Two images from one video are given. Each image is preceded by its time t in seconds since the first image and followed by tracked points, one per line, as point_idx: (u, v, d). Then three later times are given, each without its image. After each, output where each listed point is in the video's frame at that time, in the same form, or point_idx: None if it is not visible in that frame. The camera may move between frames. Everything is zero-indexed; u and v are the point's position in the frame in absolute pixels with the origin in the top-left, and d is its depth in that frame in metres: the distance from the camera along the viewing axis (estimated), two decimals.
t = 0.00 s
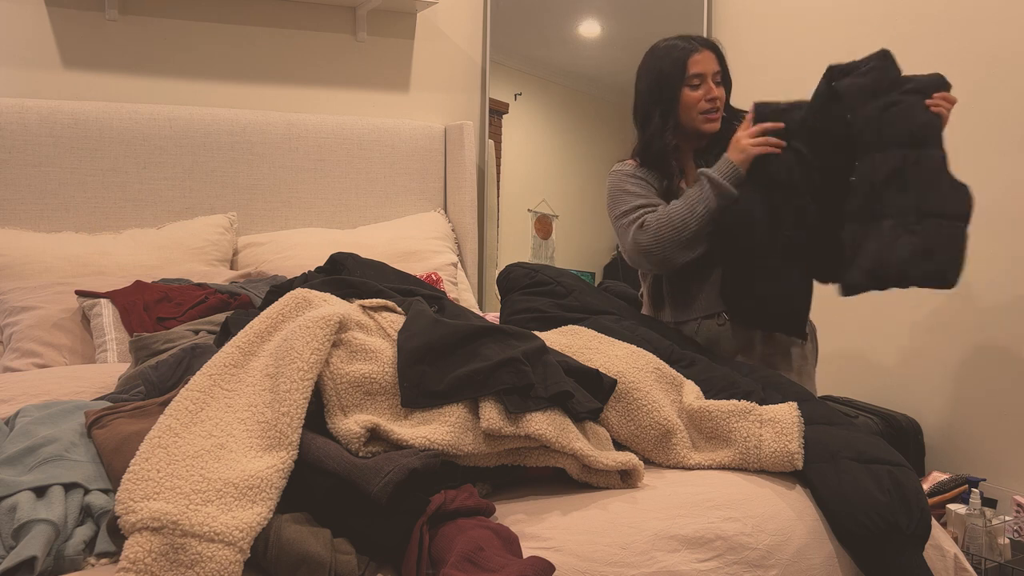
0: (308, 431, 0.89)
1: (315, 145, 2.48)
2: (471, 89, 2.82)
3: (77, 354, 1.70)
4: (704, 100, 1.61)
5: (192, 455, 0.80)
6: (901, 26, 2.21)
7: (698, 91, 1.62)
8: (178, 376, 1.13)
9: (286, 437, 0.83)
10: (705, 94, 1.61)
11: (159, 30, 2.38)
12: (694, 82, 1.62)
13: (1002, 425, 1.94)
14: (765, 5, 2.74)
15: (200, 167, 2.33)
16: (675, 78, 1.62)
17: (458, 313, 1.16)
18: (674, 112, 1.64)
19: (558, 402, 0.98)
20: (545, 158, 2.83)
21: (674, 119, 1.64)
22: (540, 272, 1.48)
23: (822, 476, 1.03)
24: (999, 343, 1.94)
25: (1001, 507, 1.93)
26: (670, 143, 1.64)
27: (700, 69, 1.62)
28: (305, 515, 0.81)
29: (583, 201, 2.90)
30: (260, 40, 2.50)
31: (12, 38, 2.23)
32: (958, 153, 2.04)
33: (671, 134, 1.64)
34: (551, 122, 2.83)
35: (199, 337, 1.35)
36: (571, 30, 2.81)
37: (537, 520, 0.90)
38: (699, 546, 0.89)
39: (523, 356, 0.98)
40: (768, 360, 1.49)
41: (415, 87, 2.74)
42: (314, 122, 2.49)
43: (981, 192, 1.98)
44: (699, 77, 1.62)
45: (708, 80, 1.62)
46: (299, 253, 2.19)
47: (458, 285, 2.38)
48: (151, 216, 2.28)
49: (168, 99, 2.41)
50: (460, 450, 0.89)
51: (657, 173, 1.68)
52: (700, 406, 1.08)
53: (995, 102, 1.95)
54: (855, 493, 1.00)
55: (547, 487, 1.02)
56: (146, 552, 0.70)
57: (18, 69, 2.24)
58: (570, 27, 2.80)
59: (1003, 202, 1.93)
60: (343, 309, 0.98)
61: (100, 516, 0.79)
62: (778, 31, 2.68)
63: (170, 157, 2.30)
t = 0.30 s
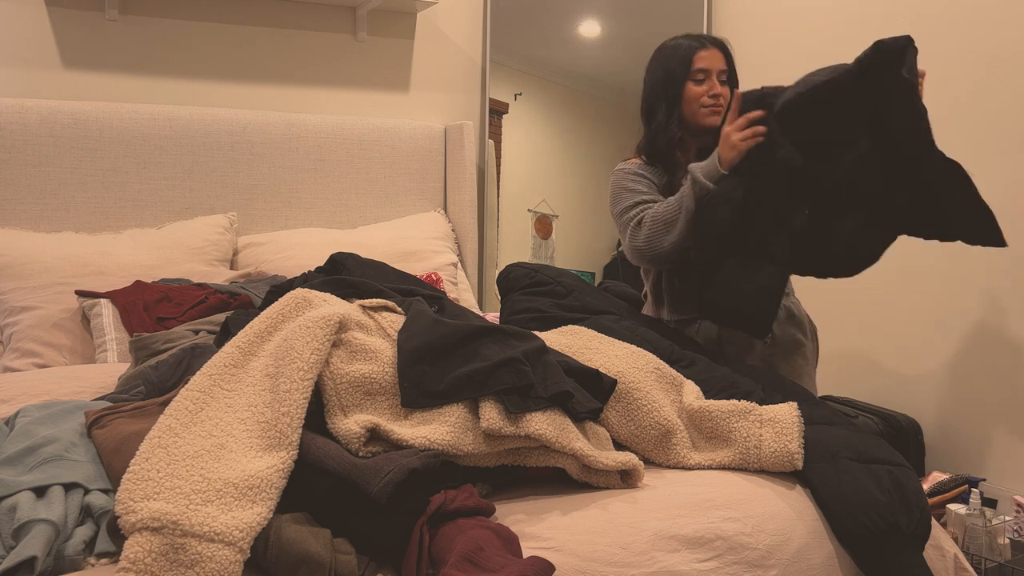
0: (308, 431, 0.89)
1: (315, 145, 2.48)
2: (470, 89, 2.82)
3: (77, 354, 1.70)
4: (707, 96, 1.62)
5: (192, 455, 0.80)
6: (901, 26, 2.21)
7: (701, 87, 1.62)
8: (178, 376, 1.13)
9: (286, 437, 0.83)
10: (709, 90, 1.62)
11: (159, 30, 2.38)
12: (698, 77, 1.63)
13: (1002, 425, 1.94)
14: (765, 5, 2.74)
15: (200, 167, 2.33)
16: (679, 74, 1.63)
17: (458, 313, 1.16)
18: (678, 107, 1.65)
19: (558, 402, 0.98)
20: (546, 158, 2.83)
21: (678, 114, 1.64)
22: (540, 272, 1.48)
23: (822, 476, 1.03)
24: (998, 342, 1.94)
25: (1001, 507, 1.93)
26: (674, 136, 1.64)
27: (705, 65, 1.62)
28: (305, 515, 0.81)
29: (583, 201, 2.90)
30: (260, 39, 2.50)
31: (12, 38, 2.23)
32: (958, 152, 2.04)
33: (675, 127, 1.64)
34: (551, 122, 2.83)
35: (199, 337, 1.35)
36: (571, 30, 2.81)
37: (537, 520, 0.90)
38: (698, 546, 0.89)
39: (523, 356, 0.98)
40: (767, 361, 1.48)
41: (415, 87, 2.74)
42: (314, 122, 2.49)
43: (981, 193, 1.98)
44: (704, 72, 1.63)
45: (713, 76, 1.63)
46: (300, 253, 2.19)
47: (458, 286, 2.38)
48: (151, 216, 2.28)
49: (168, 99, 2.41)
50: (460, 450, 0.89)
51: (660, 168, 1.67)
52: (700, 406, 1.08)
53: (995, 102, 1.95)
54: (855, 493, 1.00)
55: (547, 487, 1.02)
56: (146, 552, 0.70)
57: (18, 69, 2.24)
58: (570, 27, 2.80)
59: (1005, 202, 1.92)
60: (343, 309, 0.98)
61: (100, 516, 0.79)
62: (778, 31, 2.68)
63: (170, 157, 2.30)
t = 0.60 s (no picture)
0: (308, 431, 0.89)
1: (315, 145, 2.48)
2: (470, 89, 2.82)
3: (77, 354, 1.70)
4: (699, 94, 1.63)
5: (192, 455, 0.80)
6: (901, 26, 2.21)
7: (694, 86, 1.64)
8: (178, 376, 1.13)
9: (286, 437, 0.83)
10: (701, 89, 1.63)
11: (159, 30, 2.38)
12: (690, 77, 1.65)
13: (1002, 424, 1.93)
14: (765, 5, 2.73)
15: (200, 167, 2.33)
16: (671, 75, 1.66)
17: (458, 313, 1.16)
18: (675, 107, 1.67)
19: (558, 402, 0.98)
20: (546, 158, 2.83)
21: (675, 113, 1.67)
22: (540, 272, 1.48)
23: (822, 476, 1.03)
24: (998, 342, 1.94)
25: (1001, 507, 1.93)
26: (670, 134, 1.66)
27: (697, 65, 1.64)
28: (305, 515, 0.81)
29: (582, 201, 2.90)
30: (260, 39, 2.50)
31: (12, 38, 2.23)
32: (958, 152, 2.04)
33: (671, 127, 1.66)
34: (551, 122, 2.83)
35: (199, 337, 1.35)
36: (571, 30, 2.81)
37: (537, 520, 0.90)
38: (698, 545, 0.90)
39: (523, 356, 0.98)
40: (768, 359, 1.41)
41: (415, 87, 2.74)
42: (314, 122, 2.49)
43: (981, 192, 1.98)
44: (698, 72, 1.64)
45: (707, 75, 1.64)
46: (299, 253, 2.19)
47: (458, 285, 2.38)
48: (151, 216, 2.28)
49: (168, 99, 2.41)
50: (460, 450, 0.89)
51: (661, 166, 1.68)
52: (700, 406, 1.08)
53: (995, 102, 1.95)
54: (855, 493, 1.00)
55: (547, 487, 1.02)
56: (146, 552, 0.70)
57: (18, 69, 2.24)
58: (570, 27, 2.80)
59: (1004, 202, 1.92)
60: (343, 309, 0.98)
61: (100, 516, 0.79)
62: (778, 31, 2.68)
63: (170, 157, 2.30)
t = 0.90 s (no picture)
0: (308, 431, 0.89)
1: (315, 145, 2.48)
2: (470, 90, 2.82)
3: (77, 354, 1.70)
4: (675, 101, 1.61)
5: (192, 455, 0.80)
6: (901, 26, 2.21)
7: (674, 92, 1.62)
8: (178, 376, 1.13)
9: (286, 437, 0.83)
10: (677, 95, 1.60)
11: (159, 30, 2.38)
12: (669, 83, 1.63)
13: (1002, 424, 1.93)
14: (765, 5, 2.74)
15: (200, 167, 2.33)
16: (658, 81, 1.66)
17: (458, 313, 1.16)
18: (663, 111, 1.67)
19: (558, 402, 0.98)
20: (546, 158, 2.83)
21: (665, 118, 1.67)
22: (540, 272, 1.48)
23: (822, 476, 1.03)
24: (998, 342, 1.94)
25: (1001, 507, 1.93)
26: (653, 139, 1.67)
27: (674, 70, 1.62)
28: (305, 515, 0.81)
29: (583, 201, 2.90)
30: (260, 40, 2.50)
31: (12, 38, 2.23)
32: (959, 152, 2.04)
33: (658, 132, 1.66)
34: (551, 122, 2.83)
35: (199, 337, 1.35)
36: (571, 30, 2.81)
37: (538, 520, 0.90)
38: (698, 546, 0.90)
39: (524, 356, 0.98)
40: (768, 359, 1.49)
41: (415, 87, 2.74)
42: (314, 122, 2.49)
43: (982, 192, 1.98)
44: (676, 79, 1.62)
45: (685, 79, 1.61)
46: (300, 253, 2.19)
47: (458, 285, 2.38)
48: (152, 216, 2.28)
49: (168, 99, 2.41)
50: (460, 450, 0.89)
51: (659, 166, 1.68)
52: (700, 406, 1.08)
53: (995, 103, 1.95)
54: (855, 493, 1.00)
55: (547, 487, 1.02)
56: (146, 552, 0.70)
57: (18, 69, 2.24)
58: (570, 27, 2.81)
59: (1004, 202, 1.92)
60: (343, 309, 0.98)
61: (100, 516, 0.79)
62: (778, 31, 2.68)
63: (170, 157, 2.30)
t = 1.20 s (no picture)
0: (308, 431, 0.89)
1: (315, 145, 2.48)
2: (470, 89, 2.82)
3: (77, 354, 1.70)
4: (671, 102, 1.60)
5: (192, 454, 0.80)
6: (901, 26, 2.21)
7: (671, 93, 1.62)
8: (178, 376, 1.13)
9: (286, 437, 0.83)
10: (673, 98, 1.60)
11: (159, 30, 2.38)
12: (666, 85, 1.63)
13: (1002, 425, 1.94)
14: (765, 6, 2.74)
15: (200, 167, 2.33)
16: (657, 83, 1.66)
17: (458, 313, 1.16)
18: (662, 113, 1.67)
19: (558, 402, 0.98)
20: (546, 159, 2.83)
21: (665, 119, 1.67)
22: (540, 272, 1.48)
23: (822, 476, 1.03)
24: (998, 343, 1.94)
25: (1001, 507, 1.93)
26: (653, 141, 1.67)
27: (671, 72, 1.62)
28: (306, 515, 0.81)
29: (583, 201, 2.90)
30: (259, 40, 2.50)
31: (12, 38, 2.23)
32: (959, 152, 2.04)
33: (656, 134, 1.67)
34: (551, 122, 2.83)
35: (199, 337, 1.35)
36: (571, 31, 2.81)
37: (538, 520, 0.90)
38: (698, 546, 0.90)
39: (524, 356, 0.98)
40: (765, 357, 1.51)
41: (415, 87, 2.74)
42: (314, 122, 2.49)
43: (983, 192, 1.97)
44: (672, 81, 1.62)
45: (681, 81, 1.61)
46: (300, 253, 2.19)
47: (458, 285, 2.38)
48: (152, 216, 2.28)
49: (168, 99, 2.41)
50: (460, 450, 0.89)
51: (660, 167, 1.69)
52: (700, 406, 1.08)
53: (996, 103, 1.95)
54: (855, 493, 1.00)
55: (547, 487, 1.02)
56: (146, 552, 0.70)
57: (18, 69, 2.25)
58: (570, 27, 2.81)
59: (1004, 202, 1.92)
60: (343, 309, 0.98)
61: (100, 516, 0.79)
62: (778, 31, 2.68)
63: (170, 157, 2.30)
